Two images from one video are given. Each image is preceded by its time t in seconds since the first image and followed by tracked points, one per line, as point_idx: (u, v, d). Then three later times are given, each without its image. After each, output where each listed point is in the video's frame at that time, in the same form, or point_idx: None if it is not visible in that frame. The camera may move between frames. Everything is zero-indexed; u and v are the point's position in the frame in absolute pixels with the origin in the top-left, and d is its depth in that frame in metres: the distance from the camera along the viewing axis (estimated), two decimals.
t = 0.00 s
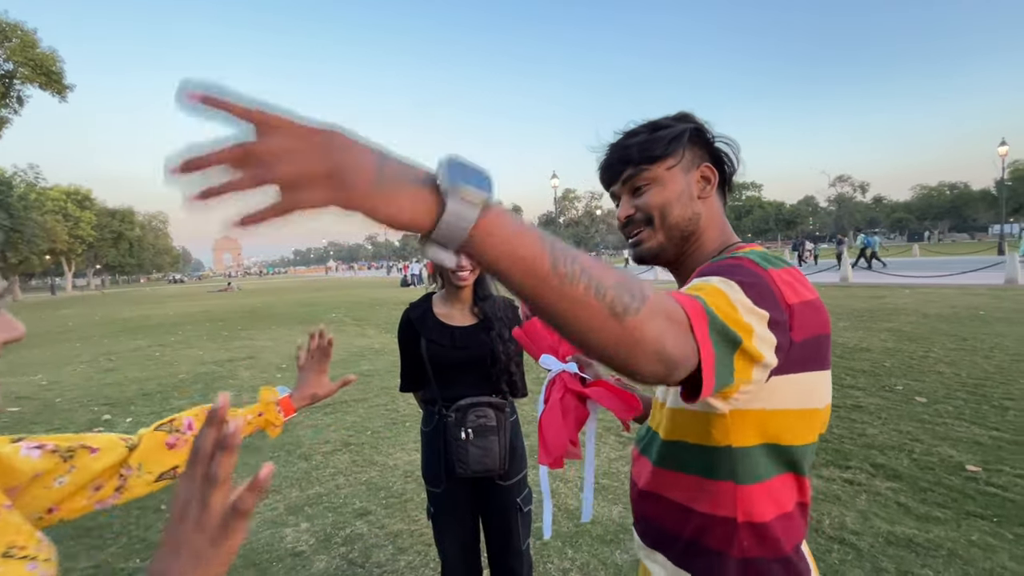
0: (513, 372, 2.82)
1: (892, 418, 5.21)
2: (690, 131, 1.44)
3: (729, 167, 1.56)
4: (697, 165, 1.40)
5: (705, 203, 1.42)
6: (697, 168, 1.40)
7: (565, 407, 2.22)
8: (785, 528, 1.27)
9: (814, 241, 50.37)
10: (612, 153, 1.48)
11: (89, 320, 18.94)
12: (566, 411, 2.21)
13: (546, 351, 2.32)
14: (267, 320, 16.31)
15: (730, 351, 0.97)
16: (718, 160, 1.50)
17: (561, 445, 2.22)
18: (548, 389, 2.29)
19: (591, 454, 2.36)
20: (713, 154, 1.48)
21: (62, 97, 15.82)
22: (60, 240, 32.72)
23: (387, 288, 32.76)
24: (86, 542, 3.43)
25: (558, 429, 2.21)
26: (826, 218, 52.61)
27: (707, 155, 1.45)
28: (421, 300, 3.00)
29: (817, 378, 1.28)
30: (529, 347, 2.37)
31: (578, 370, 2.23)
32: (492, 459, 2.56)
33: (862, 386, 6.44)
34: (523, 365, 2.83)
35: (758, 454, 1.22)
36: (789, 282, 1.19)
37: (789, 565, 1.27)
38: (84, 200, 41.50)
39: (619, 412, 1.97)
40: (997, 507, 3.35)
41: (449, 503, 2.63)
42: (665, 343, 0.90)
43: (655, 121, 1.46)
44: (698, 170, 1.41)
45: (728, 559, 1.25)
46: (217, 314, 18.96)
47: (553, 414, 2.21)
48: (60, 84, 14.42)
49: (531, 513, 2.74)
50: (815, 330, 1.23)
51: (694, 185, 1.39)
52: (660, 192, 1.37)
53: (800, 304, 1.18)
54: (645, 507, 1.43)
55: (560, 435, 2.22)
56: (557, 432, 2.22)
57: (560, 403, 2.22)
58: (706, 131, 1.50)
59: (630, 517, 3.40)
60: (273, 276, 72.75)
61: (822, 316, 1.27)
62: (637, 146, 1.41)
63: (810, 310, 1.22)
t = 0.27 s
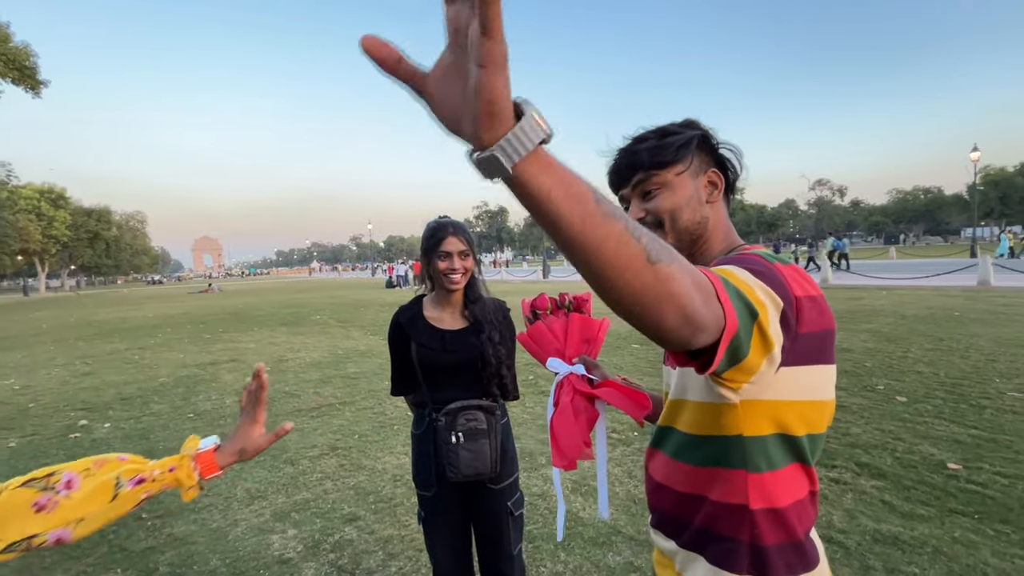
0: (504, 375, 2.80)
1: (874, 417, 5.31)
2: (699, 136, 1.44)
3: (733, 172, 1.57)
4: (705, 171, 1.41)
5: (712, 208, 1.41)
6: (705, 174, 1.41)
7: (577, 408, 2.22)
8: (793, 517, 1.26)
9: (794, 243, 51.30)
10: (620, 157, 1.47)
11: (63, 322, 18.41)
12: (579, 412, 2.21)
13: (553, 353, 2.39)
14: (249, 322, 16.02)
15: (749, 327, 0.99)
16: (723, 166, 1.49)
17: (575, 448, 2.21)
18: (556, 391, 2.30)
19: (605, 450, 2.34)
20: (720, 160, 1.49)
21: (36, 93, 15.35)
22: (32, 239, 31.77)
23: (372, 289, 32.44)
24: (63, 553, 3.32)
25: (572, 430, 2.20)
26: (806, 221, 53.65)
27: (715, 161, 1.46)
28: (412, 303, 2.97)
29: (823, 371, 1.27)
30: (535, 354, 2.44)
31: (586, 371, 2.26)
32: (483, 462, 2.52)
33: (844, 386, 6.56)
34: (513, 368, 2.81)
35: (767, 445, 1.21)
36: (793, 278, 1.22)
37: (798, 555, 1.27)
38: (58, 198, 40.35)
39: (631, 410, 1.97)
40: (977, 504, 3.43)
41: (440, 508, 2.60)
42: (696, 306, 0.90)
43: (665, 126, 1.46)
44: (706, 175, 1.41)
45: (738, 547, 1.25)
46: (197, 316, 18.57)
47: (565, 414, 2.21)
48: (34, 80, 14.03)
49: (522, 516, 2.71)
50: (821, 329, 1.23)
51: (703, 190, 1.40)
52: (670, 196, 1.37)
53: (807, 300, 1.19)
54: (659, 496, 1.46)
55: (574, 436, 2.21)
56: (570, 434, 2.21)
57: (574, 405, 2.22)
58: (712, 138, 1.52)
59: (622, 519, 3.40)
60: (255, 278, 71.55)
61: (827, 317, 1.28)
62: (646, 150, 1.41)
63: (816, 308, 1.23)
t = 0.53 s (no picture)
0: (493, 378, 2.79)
1: (858, 415, 5.41)
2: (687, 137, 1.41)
3: (722, 169, 1.56)
4: (692, 171, 1.39)
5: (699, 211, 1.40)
6: (692, 175, 1.39)
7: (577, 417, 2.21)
8: (771, 526, 1.24)
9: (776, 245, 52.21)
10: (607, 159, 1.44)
11: (36, 324, 17.84)
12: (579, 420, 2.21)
13: (551, 361, 2.39)
14: (231, 324, 15.71)
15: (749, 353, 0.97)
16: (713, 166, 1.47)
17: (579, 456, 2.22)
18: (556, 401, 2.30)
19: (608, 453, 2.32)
20: (708, 158, 1.47)
21: (7, 87, 14.87)
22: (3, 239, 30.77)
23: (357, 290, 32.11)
24: (41, 563, 3.20)
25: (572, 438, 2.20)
26: (786, 223, 54.66)
27: (702, 160, 1.44)
28: (401, 306, 2.92)
29: (804, 373, 1.28)
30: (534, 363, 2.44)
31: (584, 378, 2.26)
32: (474, 464, 2.49)
33: (827, 385, 6.68)
34: (503, 371, 2.81)
35: (746, 452, 1.21)
36: (777, 285, 1.22)
37: (775, 563, 1.25)
38: (30, 197, 39.11)
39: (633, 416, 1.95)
40: (959, 500, 3.51)
41: (430, 509, 2.56)
42: (705, 338, 0.86)
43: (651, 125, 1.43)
44: (693, 177, 1.39)
45: (713, 552, 1.24)
46: (177, 318, 18.15)
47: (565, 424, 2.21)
48: (7, 75, 13.59)
49: (513, 520, 2.67)
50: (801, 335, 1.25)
51: (689, 192, 1.38)
52: (657, 200, 1.36)
53: (789, 305, 1.20)
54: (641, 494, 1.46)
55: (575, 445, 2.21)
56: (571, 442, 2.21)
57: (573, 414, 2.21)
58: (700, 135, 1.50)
59: (614, 520, 3.41)
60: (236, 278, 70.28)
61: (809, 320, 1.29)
62: (633, 152, 1.38)
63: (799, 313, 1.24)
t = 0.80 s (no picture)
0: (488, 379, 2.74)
1: (844, 413, 5.49)
2: (706, 135, 1.40)
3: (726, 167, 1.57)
4: (709, 173, 1.39)
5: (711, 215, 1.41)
6: (709, 177, 1.39)
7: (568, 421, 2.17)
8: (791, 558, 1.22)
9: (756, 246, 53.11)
10: (623, 145, 1.40)
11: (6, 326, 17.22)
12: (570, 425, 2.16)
13: (543, 363, 2.36)
14: (213, 325, 15.39)
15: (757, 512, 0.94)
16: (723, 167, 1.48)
17: (568, 463, 2.13)
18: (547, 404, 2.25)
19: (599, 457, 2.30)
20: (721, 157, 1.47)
21: None
22: None
23: (341, 290, 31.76)
24: None
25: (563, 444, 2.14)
26: (767, 224, 55.60)
27: (716, 160, 1.44)
28: (394, 309, 2.89)
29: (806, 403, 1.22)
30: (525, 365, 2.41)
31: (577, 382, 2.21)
32: (469, 468, 2.41)
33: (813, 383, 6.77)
34: (499, 373, 2.76)
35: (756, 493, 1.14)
36: (782, 314, 1.15)
37: None
38: None
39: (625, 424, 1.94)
40: (946, 496, 3.57)
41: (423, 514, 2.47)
42: None
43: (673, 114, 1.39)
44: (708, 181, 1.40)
45: None
46: (155, 319, 17.73)
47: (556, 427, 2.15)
48: None
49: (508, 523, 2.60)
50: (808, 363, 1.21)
51: (706, 196, 1.38)
52: (676, 202, 1.35)
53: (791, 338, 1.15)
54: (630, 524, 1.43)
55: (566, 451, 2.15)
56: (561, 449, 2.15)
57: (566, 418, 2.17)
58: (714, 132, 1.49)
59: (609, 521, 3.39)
60: (216, 279, 68.97)
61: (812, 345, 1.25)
62: (654, 145, 1.35)
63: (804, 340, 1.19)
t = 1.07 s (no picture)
0: (488, 382, 2.64)
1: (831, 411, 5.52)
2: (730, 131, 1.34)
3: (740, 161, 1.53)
4: (732, 171, 1.34)
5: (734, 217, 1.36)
6: (732, 176, 1.34)
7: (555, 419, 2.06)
8: None
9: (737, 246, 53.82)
10: (646, 138, 1.32)
11: None
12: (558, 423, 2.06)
13: (530, 362, 2.24)
14: (190, 326, 14.95)
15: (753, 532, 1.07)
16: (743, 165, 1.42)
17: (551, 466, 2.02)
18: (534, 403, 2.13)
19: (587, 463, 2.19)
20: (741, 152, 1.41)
21: None
22: None
23: (323, 291, 31.25)
24: None
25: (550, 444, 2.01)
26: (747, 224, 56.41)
27: (737, 157, 1.39)
28: (390, 309, 2.79)
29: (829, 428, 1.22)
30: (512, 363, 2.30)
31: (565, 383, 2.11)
32: (468, 477, 2.35)
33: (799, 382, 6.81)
34: (499, 376, 2.66)
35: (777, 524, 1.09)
36: (794, 320, 1.16)
37: None
38: None
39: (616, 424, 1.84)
40: (937, 494, 3.59)
41: (420, 526, 2.41)
42: None
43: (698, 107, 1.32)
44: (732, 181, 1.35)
45: None
46: (130, 321, 17.16)
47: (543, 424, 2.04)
48: None
49: (507, 534, 2.55)
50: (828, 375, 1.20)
51: (729, 194, 1.33)
52: (702, 202, 1.29)
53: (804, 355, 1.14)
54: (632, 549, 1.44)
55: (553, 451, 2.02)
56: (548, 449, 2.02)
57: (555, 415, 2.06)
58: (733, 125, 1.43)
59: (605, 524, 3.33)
60: (193, 279, 67.42)
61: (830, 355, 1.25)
62: (680, 140, 1.28)
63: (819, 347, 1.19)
